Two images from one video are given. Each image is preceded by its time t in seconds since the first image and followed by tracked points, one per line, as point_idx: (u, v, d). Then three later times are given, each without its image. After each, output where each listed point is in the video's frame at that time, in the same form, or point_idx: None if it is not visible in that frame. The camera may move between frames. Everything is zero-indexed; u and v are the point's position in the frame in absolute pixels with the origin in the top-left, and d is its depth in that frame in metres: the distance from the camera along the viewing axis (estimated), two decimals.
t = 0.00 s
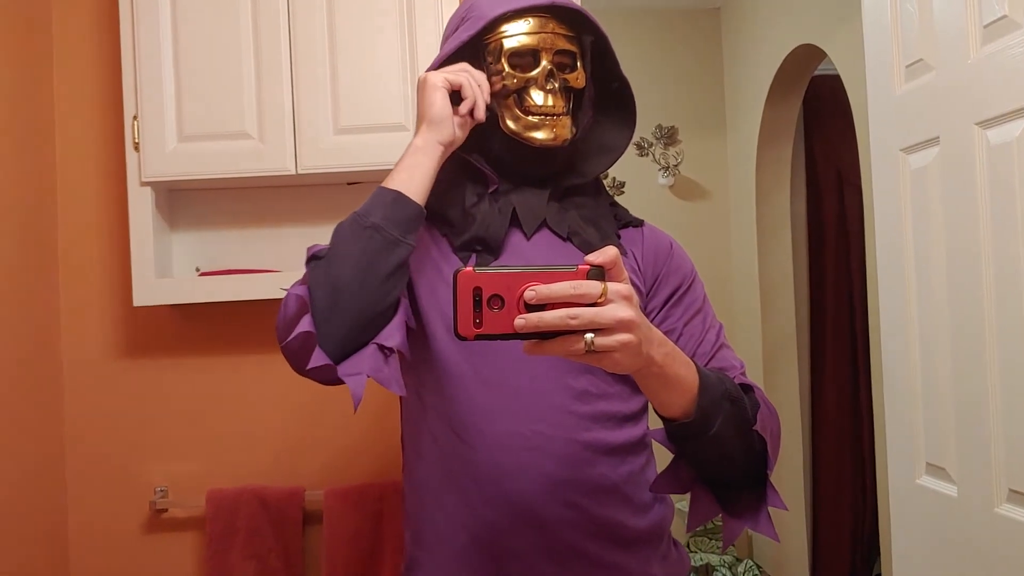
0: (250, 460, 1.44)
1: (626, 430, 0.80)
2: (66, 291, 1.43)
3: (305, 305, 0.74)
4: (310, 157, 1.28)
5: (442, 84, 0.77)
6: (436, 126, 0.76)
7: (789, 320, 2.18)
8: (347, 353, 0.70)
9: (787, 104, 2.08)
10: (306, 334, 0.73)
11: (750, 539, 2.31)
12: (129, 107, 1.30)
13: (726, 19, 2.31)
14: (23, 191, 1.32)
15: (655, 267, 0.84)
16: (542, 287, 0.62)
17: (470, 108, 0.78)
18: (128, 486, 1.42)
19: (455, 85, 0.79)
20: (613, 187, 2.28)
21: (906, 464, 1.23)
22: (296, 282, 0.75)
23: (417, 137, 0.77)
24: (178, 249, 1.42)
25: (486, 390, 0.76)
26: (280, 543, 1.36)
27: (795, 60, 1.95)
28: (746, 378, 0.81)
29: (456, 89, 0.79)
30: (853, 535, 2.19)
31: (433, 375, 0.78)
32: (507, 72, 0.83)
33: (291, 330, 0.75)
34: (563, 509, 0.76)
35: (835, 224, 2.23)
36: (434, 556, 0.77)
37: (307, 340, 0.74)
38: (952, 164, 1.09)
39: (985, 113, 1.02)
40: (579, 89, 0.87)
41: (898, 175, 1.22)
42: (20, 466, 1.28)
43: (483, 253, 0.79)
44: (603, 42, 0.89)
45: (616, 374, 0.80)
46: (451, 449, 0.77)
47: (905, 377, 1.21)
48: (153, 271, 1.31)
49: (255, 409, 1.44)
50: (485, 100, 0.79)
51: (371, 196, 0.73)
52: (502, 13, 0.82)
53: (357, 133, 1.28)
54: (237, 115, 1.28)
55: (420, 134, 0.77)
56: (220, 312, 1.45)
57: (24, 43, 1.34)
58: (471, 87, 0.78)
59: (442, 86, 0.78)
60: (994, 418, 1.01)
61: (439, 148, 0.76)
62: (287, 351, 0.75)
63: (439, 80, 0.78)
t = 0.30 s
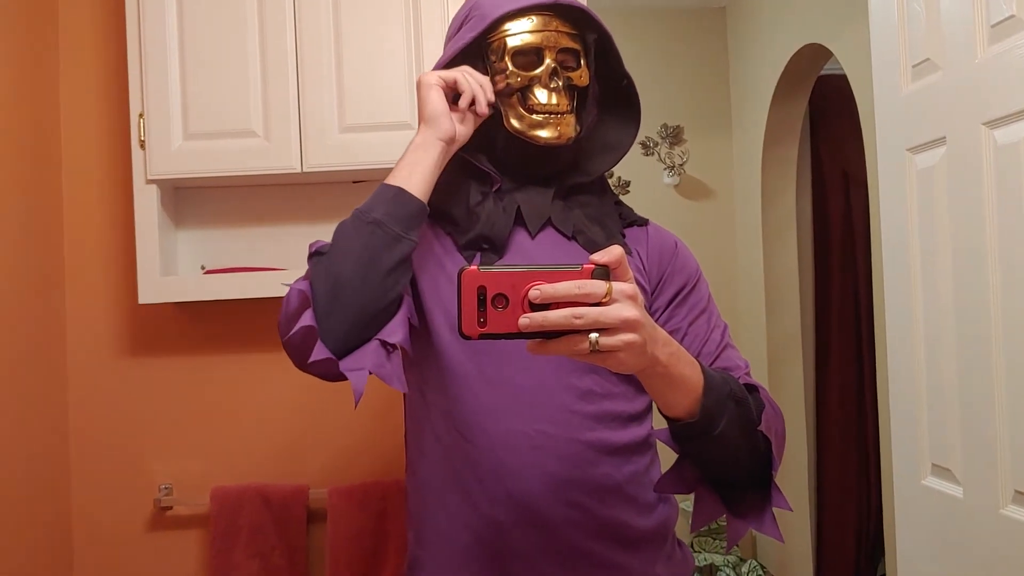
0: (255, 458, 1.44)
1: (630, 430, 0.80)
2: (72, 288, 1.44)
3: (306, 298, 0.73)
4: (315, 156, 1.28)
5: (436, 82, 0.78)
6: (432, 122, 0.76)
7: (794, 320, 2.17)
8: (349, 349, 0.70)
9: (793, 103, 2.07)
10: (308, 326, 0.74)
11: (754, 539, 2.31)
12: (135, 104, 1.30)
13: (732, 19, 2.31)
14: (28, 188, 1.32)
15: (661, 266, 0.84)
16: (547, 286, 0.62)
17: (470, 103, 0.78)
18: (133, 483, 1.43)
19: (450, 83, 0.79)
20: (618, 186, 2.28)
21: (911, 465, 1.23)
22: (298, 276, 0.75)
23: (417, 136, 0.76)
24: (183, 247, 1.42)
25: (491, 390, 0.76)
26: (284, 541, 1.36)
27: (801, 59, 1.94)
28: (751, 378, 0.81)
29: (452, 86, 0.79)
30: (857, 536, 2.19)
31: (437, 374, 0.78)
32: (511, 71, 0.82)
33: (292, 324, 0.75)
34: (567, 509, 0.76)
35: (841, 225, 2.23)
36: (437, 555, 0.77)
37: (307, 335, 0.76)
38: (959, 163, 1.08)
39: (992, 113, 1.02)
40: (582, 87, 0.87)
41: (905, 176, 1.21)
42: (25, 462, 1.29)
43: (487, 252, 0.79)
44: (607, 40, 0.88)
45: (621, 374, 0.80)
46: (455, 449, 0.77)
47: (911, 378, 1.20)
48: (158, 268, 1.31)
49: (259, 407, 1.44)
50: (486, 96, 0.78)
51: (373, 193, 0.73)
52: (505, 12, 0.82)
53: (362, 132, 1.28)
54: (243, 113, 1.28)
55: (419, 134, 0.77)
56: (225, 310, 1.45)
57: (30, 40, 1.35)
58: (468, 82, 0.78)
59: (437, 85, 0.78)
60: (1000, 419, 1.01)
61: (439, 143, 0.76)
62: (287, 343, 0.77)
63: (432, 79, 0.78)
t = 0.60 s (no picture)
0: (259, 456, 1.44)
1: (635, 429, 0.79)
2: (77, 285, 1.44)
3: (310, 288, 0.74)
4: (319, 154, 1.28)
5: (438, 84, 0.78)
6: (433, 124, 0.76)
7: (798, 319, 2.17)
8: (350, 339, 0.69)
9: (798, 102, 2.07)
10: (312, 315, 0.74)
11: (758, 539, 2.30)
12: (140, 102, 1.30)
13: (737, 18, 2.30)
14: (33, 185, 1.32)
15: (666, 265, 0.84)
16: (551, 285, 0.62)
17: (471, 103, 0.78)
18: (138, 480, 1.43)
19: (452, 85, 0.79)
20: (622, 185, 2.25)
21: (915, 465, 1.22)
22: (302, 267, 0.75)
23: (417, 137, 0.77)
24: (188, 244, 1.42)
25: (494, 389, 0.76)
26: (288, 539, 1.36)
27: (807, 57, 1.94)
28: (757, 378, 0.81)
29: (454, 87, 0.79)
30: (862, 536, 2.19)
31: (441, 373, 0.78)
32: (515, 72, 0.82)
33: (295, 314, 0.75)
34: (571, 508, 0.76)
35: (845, 226, 2.22)
36: (441, 554, 0.76)
37: (312, 323, 0.76)
38: (965, 162, 1.08)
39: (998, 113, 1.01)
40: (587, 86, 0.86)
41: (910, 175, 1.21)
42: (30, 459, 1.29)
43: (492, 251, 0.79)
44: (610, 38, 0.88)
45: (625, 373, 0.80)
46: (459, 448, 0.77)
47: (916, 378, 1.20)
48: (163, 267, 1.31)
49: (264, 405, 1.45)
50: (491, 101, 0.78)
51: (376, 188, 0.74)
52: (507, 12, 0.82)
53: (367, 131, 1.28)
54: (248, 112, 1.28)
55: (420, 134, 0.77)
56: (229, 308, 1.45)
57: (35, 37, 1.35)
58: (470, 84, 0.78)
59: (438, 86, 0.78)
60: (1006, 419, 1.00)
61: (440, 145, 0.76)
62: (289, 332, 0.76)
63: (434, 80, 0.78)
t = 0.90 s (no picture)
0: (263, 455, 1.44)
1: (639, 429, 0.79)
2: (83, 284, 1.45)
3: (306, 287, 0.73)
4: (325, 153, 1.28)
5: (444, 86, 0.77)
6: (433, 125, 0.76)
7: (803, 319, 2.17)
8: (347, 337, 0.69)
9: (803, 102, 2.06)
10: (308, 313, 0.73)
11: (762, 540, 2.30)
12: (146, 101, 1.30)
13: (742, 17, 2.30)
14: (40, 184, 1.33)
15: (671, 265, 0.84)
16: (555, 284, 0.62)
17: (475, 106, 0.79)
18: (143, 479, 1.43)
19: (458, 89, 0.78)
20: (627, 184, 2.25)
21: (922, 465, 1.22)
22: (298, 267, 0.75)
23: (414, 131, 0.77)
24: (194, 243, 1.43)
25: (499, 389, 0.76)
26: (292, 538, 1.36)
27: (813, 57, 1.93)
28: (762, 377, 0.81)
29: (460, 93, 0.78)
30: (867, 536, 2.18)
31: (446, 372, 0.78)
32: (520, 68, 0.82)
33: (293, 313, 0.75)
34: (576, 508, 0.75)
35: (851, 227, 2.22)
36: (445, 554, 0.76)
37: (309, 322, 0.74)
38: (972, 163, 1.07)
39: (1006, 112, 1.01)
40: (593, 81, 0.86)
41: (917, 176, 1.20)
42: (36, 457, 1.30)
43: (496, 248, 0.78)
44: (615, 34, 0.87)
45: (630, 373, 0.80)
46: (463, 448, 0.77)
47: (922, 379, 1.19)
48: (168, 266, 1.31)
49: (268, 404, 1.45)
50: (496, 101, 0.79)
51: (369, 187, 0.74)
52: (513, 8, 0.82)
53: (372, 129, 1.28)
54: (254, 111, 1.28)
55: (417, 129, 0.77)
56: (235, 306, 1.45)
57: (42, 36, 1.35)
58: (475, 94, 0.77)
59: (445, 88, 0.77)
60: (1013, 420, 1.00)
61: (434, 146, 0.76)
62: (288, 332, 0.75)
63: (442, 83, 0.77)
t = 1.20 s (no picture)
0: (268, 454, 1.45)
1: (645, 429, 0.79)
2: (89, 282, 1.45)
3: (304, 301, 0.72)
4: (329, 152, 1.28)
5: (453, 83, 0.78)
6: (435, 122, 0.76)
7: (809, 319, 2.16)
8: (346, 350, 0.69)
9: (808, 102, 2.06)
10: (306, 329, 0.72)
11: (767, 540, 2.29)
12: (151, 101, 1.30)
13: (747, 16, 2.29)
14: (45, 183, 1.33)
15: (677, 265, 0.84)
16: (559, 284, 0.62)
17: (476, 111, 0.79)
18: (148, 477, 1.44)
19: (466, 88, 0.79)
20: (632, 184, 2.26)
21: (926, 465, 1.22)
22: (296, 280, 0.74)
23: (415, 127, 0.76)
24: (199, 242, 1.43)
25: (504, 388, 0.76)
26: (297, 537, 1.37)
27: (818, 56, 1.93)
28: (768, 377, 0.80)
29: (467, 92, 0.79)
30: (871, 536, 2.18)
31: (451, 371, 0.78)
32: (524, 67, 0.82)
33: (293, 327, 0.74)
34: (581, 508, 0.75)
35: (856, 227, 2.22)
36: (451, 553, 0.77)
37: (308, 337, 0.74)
38: (978, 163, 1.07)
39: (1012, 112, 1.00)
40: (598, 80, 0.86)
41: (922, 175, 1.20)
42: (41, 455, 1.30)
43: (501, 247, 0.79)
44: (619, 32, 0.87)
45: (636, 373, 0.80)
46: (468, 447, 0.77)
47: (927, 379, 1.19)
48: (173, 265, 1.32)
49: (272, 403, 1.45)
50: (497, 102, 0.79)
51: (365, 194, 0.73)
52: (515, 7, 0.82)
53: (376, 129, 1.29)
54: (259, 110, 1.28)
55: (417, 125, 0.76)
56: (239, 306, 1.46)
57: (47, 35, 1.35)
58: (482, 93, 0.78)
59: (453, 85, 0.78)
60: (1018, 420, 1.00)
61: (433, 143, 0.76)
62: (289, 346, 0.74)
63: (452, 81, 0.78)
